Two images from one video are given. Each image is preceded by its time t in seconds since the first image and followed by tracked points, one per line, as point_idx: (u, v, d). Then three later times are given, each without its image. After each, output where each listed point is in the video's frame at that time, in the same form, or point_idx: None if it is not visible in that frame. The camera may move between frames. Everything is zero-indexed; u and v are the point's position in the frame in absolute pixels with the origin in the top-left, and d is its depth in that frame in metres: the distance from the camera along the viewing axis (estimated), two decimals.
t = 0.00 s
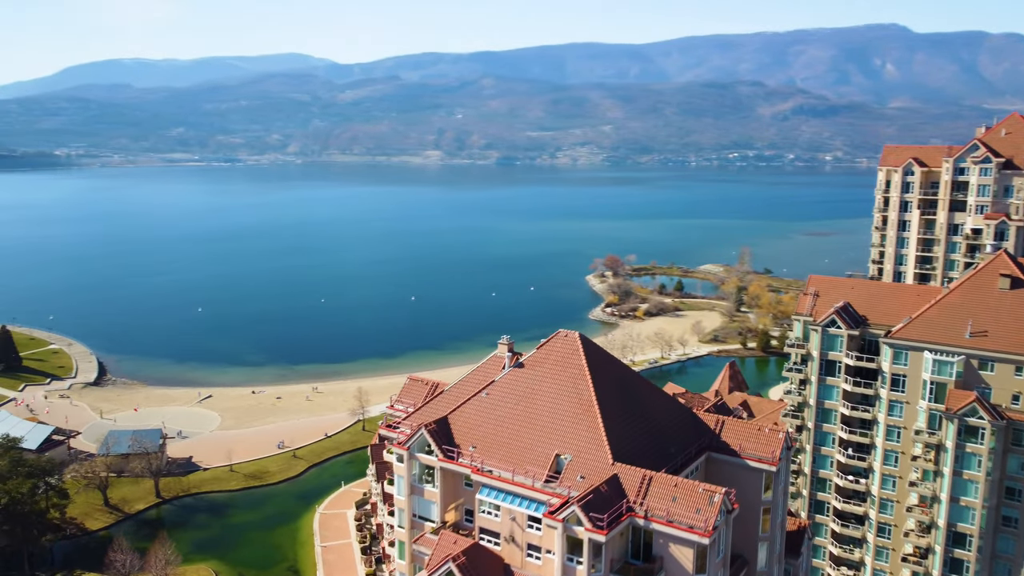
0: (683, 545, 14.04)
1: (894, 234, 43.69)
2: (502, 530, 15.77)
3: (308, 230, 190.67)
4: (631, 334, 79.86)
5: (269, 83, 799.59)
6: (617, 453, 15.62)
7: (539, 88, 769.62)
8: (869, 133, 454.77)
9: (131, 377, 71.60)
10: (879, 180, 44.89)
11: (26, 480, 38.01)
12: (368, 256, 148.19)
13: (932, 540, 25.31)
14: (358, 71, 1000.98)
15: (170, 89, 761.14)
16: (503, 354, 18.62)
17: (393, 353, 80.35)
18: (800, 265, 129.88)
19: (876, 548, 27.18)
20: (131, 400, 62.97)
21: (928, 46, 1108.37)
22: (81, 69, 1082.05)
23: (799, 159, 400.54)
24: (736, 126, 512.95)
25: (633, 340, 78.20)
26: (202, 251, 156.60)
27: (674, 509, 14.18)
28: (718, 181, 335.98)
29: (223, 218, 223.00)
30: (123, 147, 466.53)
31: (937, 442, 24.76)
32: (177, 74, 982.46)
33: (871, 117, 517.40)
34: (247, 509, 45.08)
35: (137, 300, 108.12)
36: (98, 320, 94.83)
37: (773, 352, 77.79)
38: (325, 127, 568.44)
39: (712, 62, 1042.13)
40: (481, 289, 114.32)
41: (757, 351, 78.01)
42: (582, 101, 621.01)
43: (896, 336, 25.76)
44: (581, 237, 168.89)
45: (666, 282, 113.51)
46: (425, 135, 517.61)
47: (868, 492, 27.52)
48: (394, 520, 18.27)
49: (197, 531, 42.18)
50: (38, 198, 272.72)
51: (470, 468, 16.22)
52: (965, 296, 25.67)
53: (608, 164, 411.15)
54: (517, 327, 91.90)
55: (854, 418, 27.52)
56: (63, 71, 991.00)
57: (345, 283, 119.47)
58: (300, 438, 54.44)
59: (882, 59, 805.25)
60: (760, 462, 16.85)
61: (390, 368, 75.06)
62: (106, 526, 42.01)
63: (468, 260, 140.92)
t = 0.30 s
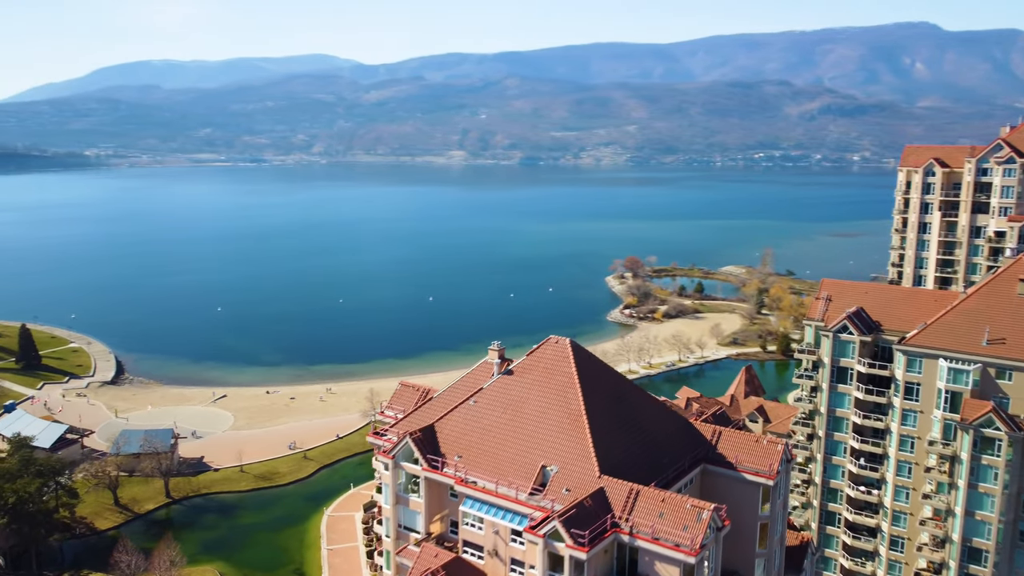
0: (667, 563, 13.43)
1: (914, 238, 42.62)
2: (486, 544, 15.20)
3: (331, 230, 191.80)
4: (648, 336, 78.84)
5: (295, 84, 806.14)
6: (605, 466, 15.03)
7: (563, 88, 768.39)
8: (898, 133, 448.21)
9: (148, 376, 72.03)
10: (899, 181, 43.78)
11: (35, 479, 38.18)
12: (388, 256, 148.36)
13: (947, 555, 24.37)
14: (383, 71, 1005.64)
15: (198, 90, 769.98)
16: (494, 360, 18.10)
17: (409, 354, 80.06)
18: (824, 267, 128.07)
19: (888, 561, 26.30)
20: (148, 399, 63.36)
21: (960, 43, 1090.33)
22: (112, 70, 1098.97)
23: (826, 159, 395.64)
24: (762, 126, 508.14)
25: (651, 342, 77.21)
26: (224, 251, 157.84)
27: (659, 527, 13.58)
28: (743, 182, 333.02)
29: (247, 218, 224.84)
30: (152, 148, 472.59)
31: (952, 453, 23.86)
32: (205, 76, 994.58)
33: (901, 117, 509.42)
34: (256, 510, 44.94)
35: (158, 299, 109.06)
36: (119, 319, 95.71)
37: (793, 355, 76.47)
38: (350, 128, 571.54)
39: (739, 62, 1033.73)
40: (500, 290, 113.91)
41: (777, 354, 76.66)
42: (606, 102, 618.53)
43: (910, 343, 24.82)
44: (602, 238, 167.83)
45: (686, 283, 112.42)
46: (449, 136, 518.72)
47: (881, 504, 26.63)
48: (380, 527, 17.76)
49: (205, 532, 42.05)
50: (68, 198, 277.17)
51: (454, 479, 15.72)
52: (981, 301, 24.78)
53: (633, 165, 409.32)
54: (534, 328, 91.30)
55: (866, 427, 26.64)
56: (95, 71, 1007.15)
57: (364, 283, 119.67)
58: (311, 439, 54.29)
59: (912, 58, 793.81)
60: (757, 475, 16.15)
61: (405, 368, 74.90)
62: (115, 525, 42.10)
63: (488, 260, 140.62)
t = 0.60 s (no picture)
0: None
1: (934, 240, 41.37)
2: (465, 557, 14.66)
3: (353, 230, 192.31)
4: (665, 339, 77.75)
5: (321, 85, 811.59)
6: (589, 480, 14.42)
7: (587, 88, 766.00)
8: (927, 133, 441.11)
9: (165, 375, 72.35)
10: (919, 182, 42.52)
11: (44, 478, 38.29)
12: (408, 256, 148.39)
13: (961, 570, 23.46)
14: (407, 72, 1008.81)
15: (225, 90, 777.30)
16: (482, 367, 17.53)
17: (423, 355, 79.77)
18: (848, 269, 125.93)
19: None
20: (162, 398, 63.62)
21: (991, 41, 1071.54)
22: (141, 70, 1113.75)
23: (853, 159, 390.16)
24: (788, 126, 502.90)
25: (668, 344, 76.11)
26: (245, 251, 158.82)
27: (642, 545, 12.95)
28: (768, 183, 329.36)
29: (269, 218, 226.24)
30: (178, 149, 477.78)
31: (966, 465, 22.93)
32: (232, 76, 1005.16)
33: (930, 117, 501.10)
34: (264, 511, 44.82)
35: (178, 298, 109.93)
36: (139, 318, 96.50)
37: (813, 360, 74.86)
38: (374, 128, 574.04)
39: (765, 61, 1023.81)
40: (518, 291, 113.36)
41: (796, 358, 74.97)
42: (630, 102, 615.57)
43: (923, 350, 23.93)
44: (621, 239, 166.59)
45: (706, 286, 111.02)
46: (472, 136, 519.02)
47: (893, 516, 25.75)
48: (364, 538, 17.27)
49: (212, 533, 42.00)
50: (95, 198, 280.87)
51: (435, 490, 15.26)
52: (998, 307, 23.86)
53: (656, 165, 406.69)
54: (551, 329, 90.55)
55: (878, 437, 25.75)
56: (124, 71, 1020.81)
57: (381, 283, 119.69)
58: (321, 440, 54.15)
59: (942, 56, 781.09)
60: (751, 489, 15.47)
61: (420, 369, 74.58)
62: (124, 525, 42.18)
63: (506, 261, 140.09)
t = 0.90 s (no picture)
0: None
1: (956, 243, 40.08)
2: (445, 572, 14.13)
3: (374, 230, 192.69)
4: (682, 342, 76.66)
5: (346, 85, 816.49)
6: (574, 492, 13.92)
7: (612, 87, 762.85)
8: (958, 134, 433.66)
9: (182, 375, 72.64)
10: (940, 183, 41.15)
11: (53, 477, 38.40)
12: (428, 256, 148.34)
13: None
14: (432, 72, 1012.29)
15: (252, 91, 784.25)
16: (468, 374, 16.99)
17: (439, 356, 79.41)
18: (873, 272, 123.73)
19: None
20: (177, 397, 63.89)
21: None
22: (171, 71, 1128.47)
23: (881, 160, 384.58)
24: (815, 126, 496.96)
25: (685, 347, 75.04)
26: (267, 251, 159.81)
27: (623, 563, 12.39)
28: (794, 183, 325.47)
29: (293, 218, 227.78)
30: (206, 149, 483.19)
31: (981, 479, 21.99)
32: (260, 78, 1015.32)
33: (961, 117, 492.84)
34: (272, 513, 44.63)
35: (199, 297, 110.80)
36: (159, 317, 97.23)
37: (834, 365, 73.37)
38: (398, 129, 576.29)
39: (792, 60, 1013.78)
40: (536, 292, 112.70)
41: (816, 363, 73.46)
42: (655, 102, 611.90)
43: (936, 359, 23.09)
44: (643, 240, 165.37)
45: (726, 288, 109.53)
46: (496, 136, 518.95)
47: (905, 530, 24.88)
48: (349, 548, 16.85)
49: (220, 534, 41.91)
50: (124, 197, 284.91)
51: (415, 501, 14.81)
52: (1016, 315, 22.91)
53: (681, 166, 403.82)
54: (569, 331, 89.80)
55: (890, 447, 24.86)
56: (154, 73, 1035.21)
57: (399, 283, 119.79)
58: (332, 441, 53.94)
59: (974, 55, 767.77)
60: (743, 505, 14.89)
61: (435, 370, 74.22)
62: (134, 524, 42.23)
63: (526, 262, 139.59)
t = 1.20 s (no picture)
0: None
1: (978, 247, 38.94)
2: None
3: (395, 230, 193.31)
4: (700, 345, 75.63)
5: (371, 86, 820.98)
6: (554, 507, 13.31)
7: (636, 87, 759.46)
8: (991, 134, 425.75)
9: (198, 374, 72.96)
10: (963, 185, 39.82)
11: (62, 477, 38.53)
12: (448, 257, 148.26)
13: None
14: (456, 72, 1013.72)
15: (278, 92, 791.41)
16: (455, 381, 16.48)
17: (454, 357, 79.09)
18: (900, 274, 121.40)
19: None
20: (193, 396, 64.16)
21: None
22: (199, 72, 1140.52)
23: (911, 161, 378.59)
24: (843, 127, 490.64)
25: (703, 350, 74.02)
26: (289, 250, 160.64)
27: None
28: (821, 184, 321.47)
29: (316, 218, 228.92)
30: (232, 149, 487.73)
31: (996, 493, 21.04)
32: (287, 79, 1024.76)
33: (993, 117, 483.76)
34: (280, 514, 44.45)
35: (220, 296, 111.56)
36: (179, 316, 97.89)
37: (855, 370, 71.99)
38: (422, 129, 578.08)
39: (820, 59, 1001.94)
40: (555, 293, 112.02)
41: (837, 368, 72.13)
42: (680, 102, 607.96)
43: (950, 367, 22.22)
44: (664, 241, 164.07)
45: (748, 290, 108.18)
46: (520, 137, 518.61)
47: (918, 544, 23.98)
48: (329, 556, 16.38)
49: (229, 535, 41.82)
50: (150, 197, 288.31)
51: (394, 513, 14.33)
52: None
53: (706, 166, 400.74)
54: (586, 333, 89.08)
55: (902, 459, 23.97)
56: (183, 74, 1049.21)
57: (417, 283, 119.87)
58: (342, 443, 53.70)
59: (1008, 53, 753.47)
60: (736, 521, 14.22)
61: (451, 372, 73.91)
62: (143, 524, 42.27)
63: (545, 263, 138.97)
